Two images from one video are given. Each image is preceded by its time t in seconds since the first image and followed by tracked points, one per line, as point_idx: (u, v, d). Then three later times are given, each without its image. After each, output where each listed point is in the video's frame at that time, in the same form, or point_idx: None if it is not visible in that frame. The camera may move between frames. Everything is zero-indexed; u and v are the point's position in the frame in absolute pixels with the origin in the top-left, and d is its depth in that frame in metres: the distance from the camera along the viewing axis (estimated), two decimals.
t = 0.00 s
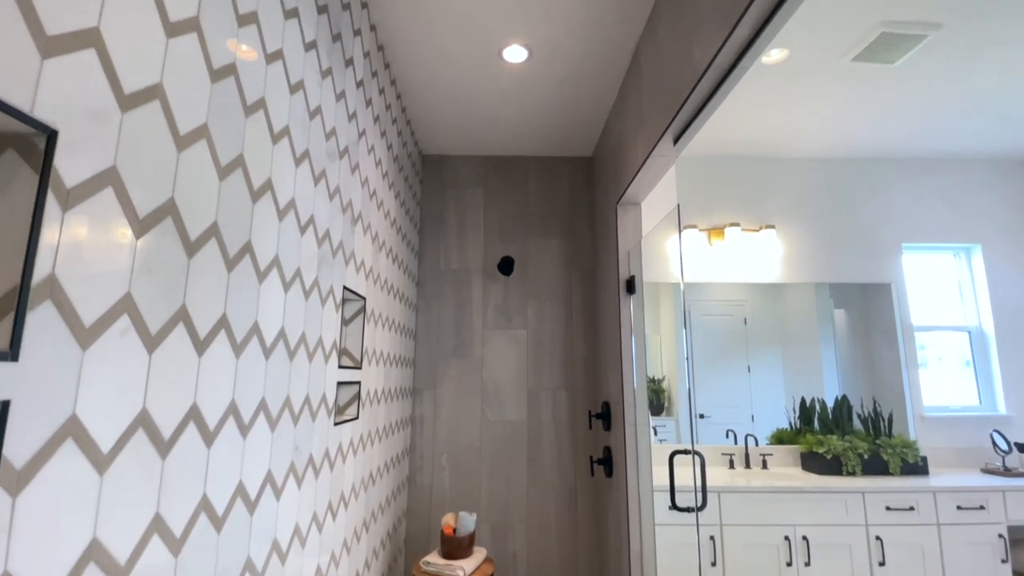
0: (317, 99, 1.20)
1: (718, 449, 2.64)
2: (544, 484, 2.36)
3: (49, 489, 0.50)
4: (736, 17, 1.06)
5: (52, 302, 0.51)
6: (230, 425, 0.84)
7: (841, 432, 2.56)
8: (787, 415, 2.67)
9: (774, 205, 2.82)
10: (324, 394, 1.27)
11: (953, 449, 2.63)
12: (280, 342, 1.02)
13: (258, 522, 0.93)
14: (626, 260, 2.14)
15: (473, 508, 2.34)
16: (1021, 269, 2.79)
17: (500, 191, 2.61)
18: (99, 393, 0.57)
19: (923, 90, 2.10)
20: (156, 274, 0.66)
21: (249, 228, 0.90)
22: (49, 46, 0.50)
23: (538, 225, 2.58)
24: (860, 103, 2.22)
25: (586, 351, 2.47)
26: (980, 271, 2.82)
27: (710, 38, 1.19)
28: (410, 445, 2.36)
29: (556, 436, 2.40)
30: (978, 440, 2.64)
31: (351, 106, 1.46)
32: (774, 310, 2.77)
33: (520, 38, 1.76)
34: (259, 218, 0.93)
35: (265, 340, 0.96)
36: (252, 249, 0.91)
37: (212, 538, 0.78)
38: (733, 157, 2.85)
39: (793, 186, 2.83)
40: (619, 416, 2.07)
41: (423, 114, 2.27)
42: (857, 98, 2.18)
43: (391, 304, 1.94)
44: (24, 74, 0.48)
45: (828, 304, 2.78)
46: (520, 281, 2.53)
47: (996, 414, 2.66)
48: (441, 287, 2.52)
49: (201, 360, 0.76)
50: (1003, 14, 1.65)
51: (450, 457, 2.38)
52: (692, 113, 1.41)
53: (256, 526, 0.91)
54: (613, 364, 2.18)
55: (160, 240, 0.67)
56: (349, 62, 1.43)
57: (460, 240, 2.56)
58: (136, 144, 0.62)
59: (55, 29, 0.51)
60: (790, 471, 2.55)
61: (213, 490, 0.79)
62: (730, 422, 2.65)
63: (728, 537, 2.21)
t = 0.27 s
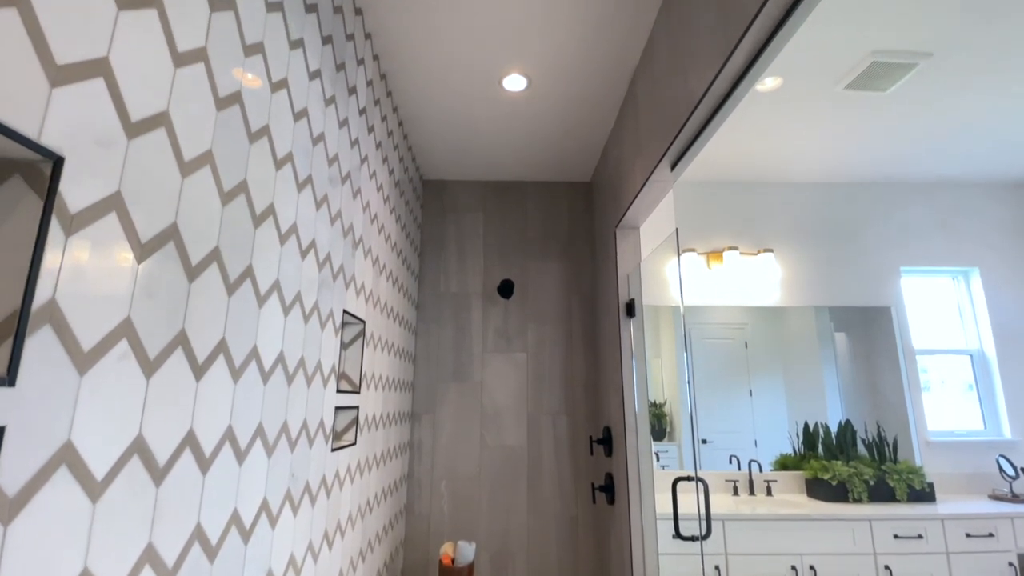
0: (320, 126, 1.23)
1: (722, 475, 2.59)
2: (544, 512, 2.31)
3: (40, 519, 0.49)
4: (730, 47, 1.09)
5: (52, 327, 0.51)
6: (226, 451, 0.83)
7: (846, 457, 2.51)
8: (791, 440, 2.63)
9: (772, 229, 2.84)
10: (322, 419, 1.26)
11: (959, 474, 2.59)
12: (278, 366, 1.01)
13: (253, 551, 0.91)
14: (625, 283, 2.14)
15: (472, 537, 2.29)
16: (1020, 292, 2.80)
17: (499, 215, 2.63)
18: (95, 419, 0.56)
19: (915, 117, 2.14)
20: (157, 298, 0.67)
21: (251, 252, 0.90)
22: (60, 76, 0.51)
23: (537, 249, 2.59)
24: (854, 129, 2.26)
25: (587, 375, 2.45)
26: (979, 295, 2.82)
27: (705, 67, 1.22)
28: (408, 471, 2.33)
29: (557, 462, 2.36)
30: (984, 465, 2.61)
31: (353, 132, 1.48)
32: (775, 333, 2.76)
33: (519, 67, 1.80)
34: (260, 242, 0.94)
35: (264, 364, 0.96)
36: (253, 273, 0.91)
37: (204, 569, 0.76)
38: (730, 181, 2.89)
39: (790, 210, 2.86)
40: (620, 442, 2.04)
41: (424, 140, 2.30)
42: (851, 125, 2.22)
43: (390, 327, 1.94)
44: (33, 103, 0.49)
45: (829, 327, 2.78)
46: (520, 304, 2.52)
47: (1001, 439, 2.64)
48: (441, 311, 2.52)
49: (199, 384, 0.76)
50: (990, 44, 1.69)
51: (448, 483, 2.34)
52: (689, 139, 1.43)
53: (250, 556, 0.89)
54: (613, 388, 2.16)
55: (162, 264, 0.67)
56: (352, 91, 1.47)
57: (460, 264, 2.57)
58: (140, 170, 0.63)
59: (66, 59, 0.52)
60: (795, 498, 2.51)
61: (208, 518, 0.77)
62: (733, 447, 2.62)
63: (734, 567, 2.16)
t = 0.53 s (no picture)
0: (322, 150, 1.24)
1: (726, 500, 2.54)
2: (545, 539, 2.26)
3: (28, 546, 0.48)
4: (725, 73, 1.11)
5: (48, 349, 0.51)
6: (220, 475, 0.81)
7: (850, 482, 2.47)
8: (795, 465, 2.59)
9: (770, 251, 2.85)
10: (319, 443, 1.24)
11: (967, 499, 2.54)
12: (275, 389, 1.00)
13: None
14: (625, 305, 2.14)
15: (471, 566, 2.23)
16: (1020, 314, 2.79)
17: (499, 237, 2.65)
18: (88, 443, 0.55)
19: (908, 141, 2.17)
20: (155, 320, 0.66)
21: (250, 274, 0.90)
22: (65, 100, 0.52)
23: (537, 271, 2.59)
24: (849, 152, 2.29)
25: (587, 397, 2.43)
26: (979, 317, 2.81)
27: (701, 93, 1.24)
28: (405, 497, 2.28)
29: (557, 487, 2.32)
30: (992, 490, 2.56)
31: (355, 156, 1.50)
32: (776, 356, 2.75)
33: (519, 93, 1.83)
34: (260, 264, 0.94)
35: (261, 387, 0.95)
36: (252, 295, 0.91)
37: None
38: (727, 204, 2.91)
39: (788, 232, 2.88)
40: (621, 467, 2.02)
41: (424, 163, 2.33)
42: (845, 148, 2.25)
43: (390, 349, 1.93)
44: (37, 125, 0.49)
45: (830, 349, 2.77)
46: (520, 326, 2.52)
47: (1008, 463, 2.60)
48: (441, 332, 2.51)
49: (195, 408, 0.75)
50: (980, 70, 1.72)
51: (447, 509, 2.29)
52: (686, 162, 1.45)
53: None
54: (614, 411, 2.14)
55: (161, 286, 0.67)
56: (354, 116, 1.49)
57: (460, 286, 2.57)
58: (142, 192, 0.64)
59: (72, 84, 0.53)
60: (800, 524, 2.45)
61: (200, 546, 0.75)
62: (736, 472, 2.58)
63: None
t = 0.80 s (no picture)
0: (324, 171, 1.26)
1: (730, 526, 2.48)
2: (545, 566, 2.21)
3: (15, 572, 0.47)
4: (721, 97, 1.13)
5: (44, 369, 0.50)
6: (214, 499, 0.80)
7: (856, 507, 2.43)
8: (799, 489, 2.55)
9: (769, 272, 2.86)
10: (315, 467, 1.22)
11: (973, 523, 2.50)
12: (272, 411, 0.99)
13: None
14: (625, 326, 2.13)
15: None
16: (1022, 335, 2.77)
17: (499, 258, 2.66)
18: (81, 464, 0.55)
19: (903, 164, 2.19)
20: (152, 340, 0.66)
21: (249, 294, 0.90)
22: (69, 121, 0.53)
23: (537, 292, 2.59)
24: (845, 175, 2.31)
25: (588, 419, 2.40)
26: (980, 337, 2.79)
27: (697, 116, 1.26)
28: (403, 522, 2.24)
29: (558, 512, 2.28)
30: (998, 514, 2.52)
31: (356, 179, 1.52)
32: (777, 377, 2.73)
33: (518, 116, 1.86)
34: (259, 284, 0.94)
35: (257, 409, 0.94)
36: (250, 315, 0.90)
37: None
38: (725, 226, 2.93)
39: (787, 253, 2.89)
40: (623, 491, 1.98)
41: (425, 185, 2.35)
42: (841, 171, 2.27)
43: (388, 370, 1.91)
44: (41, 146, 0.50)
45: (831, 371, 2.76)
46: (520, 347, 2.50)
47: (1014, 486, 2.55)
48: (440, 354, 2.50)
49: (190, 429, 0.74)
50: (971, 96, 1.75)
51: (445, 535, 2.24)
52: (684, 184, 1.47)
53: None
54: (615, 433, 2.11)
55: (159, 306, 0.67)
56: (356, 138, 1.51)
57: (459, 306, 2.57)
58: (144, 212, 0.64)
59: (77, 106, 0.54)
60: (807, 550, 2.39)
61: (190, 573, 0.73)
62: (740, 497, 2.53)
63: None
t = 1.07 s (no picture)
0: (325, 192, 1.27)
1: (733, 551, 2.42)
2: None
3: None
4: (717, 120, 1.15)
5: (39, 390, 0.50)
6: (208, 523, 0.78)
7: (862, 531, 2.41)
8: (804, 512, 2.50)
9: (769, 292, 2.86)
10: (311, 490, 1.20)
11: (980, 547, 2.45)
12: (268, 432, 0.98)
13: None
14: (625, 346, 2.12)
15: None
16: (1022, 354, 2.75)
17: (498, 277, 2.66)
18: (73, 487, 0.54)
19: (899, 185, 2.20)
20: (149, 360, 0.66)
21: (248, 314, 0.90)
22: (73, 143, 0.54)
23: (536, 312, 2.59)
24: (841, 196, 2.33)
25: (588, 441, 2.37)
26: (981, 356, 2.76)
27: (694, 138, 1.28)
28: (400, 547, 2.20)
29: (558, 536, 2.23)
30: (1006, 537, 2.48)
31: (357, 199, 1.53)
32: (778, 398, 2.71)
33: (517, 138, 1.89)
34: (258, 304, 0.94)
35: (254, 430, 0.93)
36: (249, 334, 0.90)
37: None
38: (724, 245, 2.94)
39: (786, 272, 2.89)
40: (625, 515, 1.95)
41: (424, 206, 2.37)
42: (837, 192, 2.29)
43: (387, 391, 1.90)
44: (44, 167, 0.50)
45: (833, 392, 2.74)
46: (519, 367, 2.49)
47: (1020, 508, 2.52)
48: (439, 374, 2.48)
49: (185, 451, 0.73)
50: (963, 119, 1.78)
51: (443, 561, 2.20)
52: (681, 205, 1.48)
53: None
54: (615, 455, 2.09)
55: (158, 326, 0.67)
56: (357, 160, 1.53)
57: (459, 326, 2.56)
58: (145, 232, 0.64)
59: (81, 127, 0.55)
60: None
61: None
62: (744, 520, 2.48)
63: None
